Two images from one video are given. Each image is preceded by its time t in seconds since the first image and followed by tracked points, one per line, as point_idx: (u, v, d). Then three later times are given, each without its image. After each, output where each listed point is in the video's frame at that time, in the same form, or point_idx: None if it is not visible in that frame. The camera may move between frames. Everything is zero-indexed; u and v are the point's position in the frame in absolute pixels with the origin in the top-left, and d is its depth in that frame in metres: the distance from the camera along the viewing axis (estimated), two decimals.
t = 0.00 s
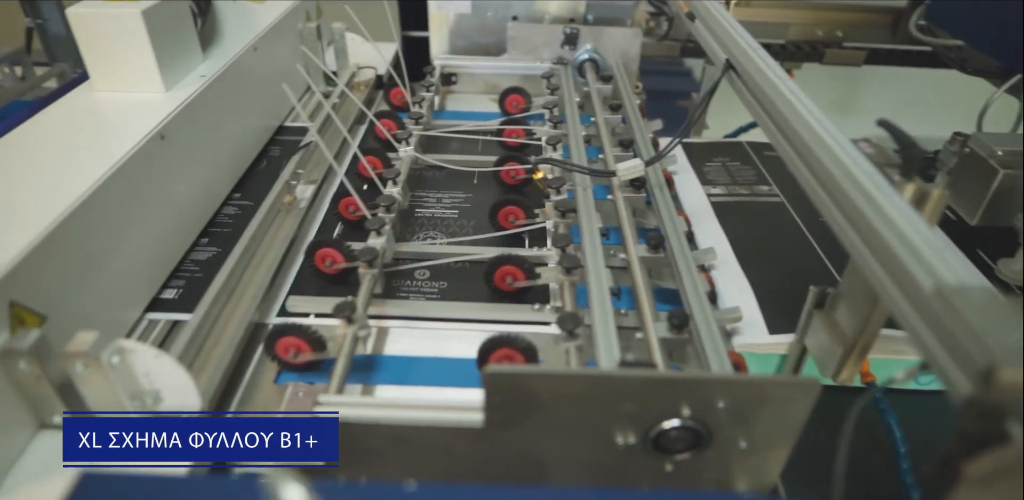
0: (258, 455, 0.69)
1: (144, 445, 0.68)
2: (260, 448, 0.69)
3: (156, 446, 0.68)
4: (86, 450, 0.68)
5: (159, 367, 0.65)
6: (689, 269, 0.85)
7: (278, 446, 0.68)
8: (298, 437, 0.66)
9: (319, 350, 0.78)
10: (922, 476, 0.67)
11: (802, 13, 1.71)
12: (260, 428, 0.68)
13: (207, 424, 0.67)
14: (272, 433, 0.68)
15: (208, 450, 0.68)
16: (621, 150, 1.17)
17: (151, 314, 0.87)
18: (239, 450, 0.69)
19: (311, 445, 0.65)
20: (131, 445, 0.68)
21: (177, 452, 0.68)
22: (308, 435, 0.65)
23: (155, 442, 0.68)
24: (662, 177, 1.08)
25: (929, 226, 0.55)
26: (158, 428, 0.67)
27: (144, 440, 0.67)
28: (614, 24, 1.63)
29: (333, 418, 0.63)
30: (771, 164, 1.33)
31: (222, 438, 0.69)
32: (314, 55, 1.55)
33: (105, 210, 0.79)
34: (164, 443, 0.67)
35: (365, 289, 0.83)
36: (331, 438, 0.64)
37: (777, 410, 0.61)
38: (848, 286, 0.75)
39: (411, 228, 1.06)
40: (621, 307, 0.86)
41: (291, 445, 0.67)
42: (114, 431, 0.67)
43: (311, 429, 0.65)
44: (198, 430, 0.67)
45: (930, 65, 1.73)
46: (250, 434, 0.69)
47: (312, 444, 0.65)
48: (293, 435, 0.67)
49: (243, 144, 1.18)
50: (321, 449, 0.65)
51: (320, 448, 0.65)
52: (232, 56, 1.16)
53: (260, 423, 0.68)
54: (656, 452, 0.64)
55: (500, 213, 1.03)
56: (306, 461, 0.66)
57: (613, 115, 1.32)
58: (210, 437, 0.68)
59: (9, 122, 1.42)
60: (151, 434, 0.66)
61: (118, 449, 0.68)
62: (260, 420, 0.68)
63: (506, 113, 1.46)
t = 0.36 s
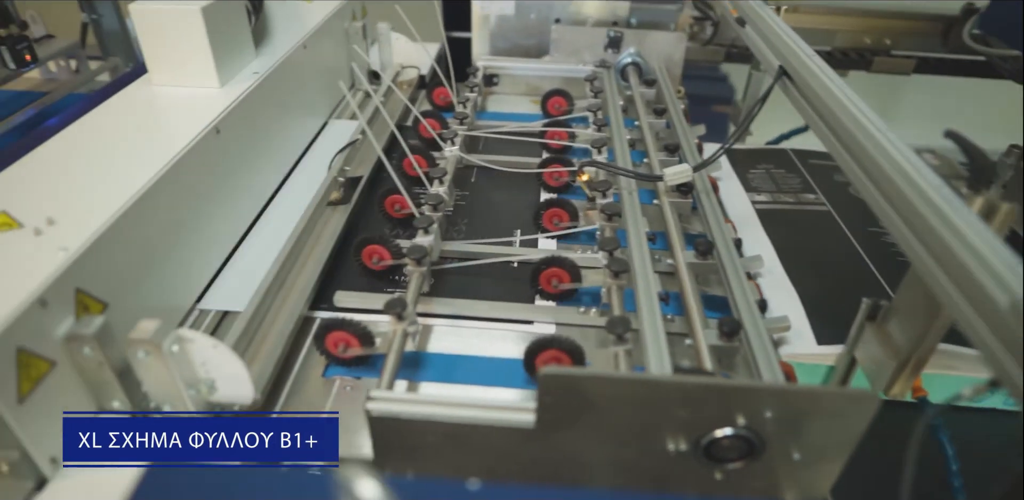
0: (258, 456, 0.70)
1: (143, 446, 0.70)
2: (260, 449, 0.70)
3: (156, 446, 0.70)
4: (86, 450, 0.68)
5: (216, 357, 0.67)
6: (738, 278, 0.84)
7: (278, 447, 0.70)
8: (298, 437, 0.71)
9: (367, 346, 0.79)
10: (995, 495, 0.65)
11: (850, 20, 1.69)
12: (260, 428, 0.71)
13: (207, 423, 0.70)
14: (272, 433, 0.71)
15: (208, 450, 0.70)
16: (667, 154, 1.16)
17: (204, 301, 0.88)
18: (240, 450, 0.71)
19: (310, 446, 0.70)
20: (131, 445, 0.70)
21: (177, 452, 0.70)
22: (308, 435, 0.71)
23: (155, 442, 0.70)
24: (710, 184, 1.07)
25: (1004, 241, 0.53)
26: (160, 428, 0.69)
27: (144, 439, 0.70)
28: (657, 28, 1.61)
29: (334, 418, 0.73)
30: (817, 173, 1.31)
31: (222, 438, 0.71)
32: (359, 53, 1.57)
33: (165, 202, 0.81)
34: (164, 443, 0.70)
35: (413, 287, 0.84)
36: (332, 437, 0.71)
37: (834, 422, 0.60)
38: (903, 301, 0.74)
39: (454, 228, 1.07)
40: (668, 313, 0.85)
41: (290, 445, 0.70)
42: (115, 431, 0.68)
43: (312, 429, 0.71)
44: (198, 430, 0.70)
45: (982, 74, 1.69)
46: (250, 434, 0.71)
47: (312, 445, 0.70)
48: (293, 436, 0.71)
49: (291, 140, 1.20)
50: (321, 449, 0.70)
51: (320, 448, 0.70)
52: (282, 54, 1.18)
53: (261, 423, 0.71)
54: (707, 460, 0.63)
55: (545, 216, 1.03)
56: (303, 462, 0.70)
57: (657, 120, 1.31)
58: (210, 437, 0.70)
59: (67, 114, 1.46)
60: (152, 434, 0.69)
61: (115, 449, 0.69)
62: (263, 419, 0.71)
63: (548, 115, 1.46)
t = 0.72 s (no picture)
0: (258, 455, 0.71)
1: (143, 446, 0.68)
2: (260, 448, 0.71)
3: (155, 446, 0.69)
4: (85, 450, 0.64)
5: (271, 349, 0.68)
6: (788, 288, 0.83)
7: (278, 447, 0.71)
8: (298, 437, 0.71)
9: (415, 344, 0.79)
10: None
11: (900, 28, 1.67)
12: (260, 428, 0.72)
13: (208, 423, 0.70)
14: (272, 433, 0.71)
15: (208, 450, 0.70)
16: (713, 161, 1.15)
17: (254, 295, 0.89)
18: (239, 450, 0.71)
19: (310, 446, 0.71)
20: (129, 446, 0.67)
21: (177, 452, 0.69)
22: (308, 435, 0.71)
23: (155, 442, 0.69)
24: (757, 192, 1.06)
25: None
26: (161, 427, 0.69)
27: (144, 440, 0.68)
28: (702, 33, 1.60)
29: (334, 418, 0.73)
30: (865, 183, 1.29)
31: (222, 438, 0.71)
32: (402, 54, 1.59)
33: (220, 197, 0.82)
34: (164, 444, 0.69)
35: (461, 287, 0.85)
36: (332, 436, 0.72)
37: (892, 439, 0.59)
38: (957, 318, 0.72)
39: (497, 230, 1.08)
40: (716, 321, 0.85)
41: (289, 445, 0.71)
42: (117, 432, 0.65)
43: (312, 428, 0.72)
44: (198, 430, 0.70)
45: None
46: (250, 434, 0.71)
47: (312, 445, 0.71)
48: (293, 435, 0.71)
49: (337, 139, 1.22)
50: (320, 449, 0.71)
51: (319, 447, 0.71)
52: (332, 54, 1.20)
53: (261, 423, 0.72)
54: (757, 470, 0.63)
55: (589, 219, 1.03)
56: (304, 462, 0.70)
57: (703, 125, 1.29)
58: (210, 437, 0.70)
59: (121, 108, 1.49)
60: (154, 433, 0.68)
61: (114, 450, 0.66)
62: (262, 419, 0.72)
63: (591, 119, 1.46)
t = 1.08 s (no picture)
0: (257, 455, 0.68)
1: (143, 446, 0.67)
2: (260, 448, 0.69)
3: (156, 447, 0.67)
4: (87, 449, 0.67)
5: (323, 345, 0.69)
6: (838, 299, 0.81)
7: (278, 447, 0.69)
8: (298, 437, 0.70)
9: (461, 344, 0.80)
10: None
11: (949, 38, 1.65)
12: (260, 429, 0.70)
13: (208, 423, 0.69)
14: (272, 433, 0.70)
15: (208, 450, 0.68)
16: (758, 168, 1.13)
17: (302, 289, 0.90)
18: (239, 451, 0.68)
19: (310, 446, 0.68)
20: (130, 446, 0.67)
21: (176, 452, 0.67)
22: (308, 435, 0.69)
23: (155, 443, 0.67)
24: (805, 202, 1.05)
25: None
26: (159, 427, 0.66)
27: (144, 440, 0.66)
28: (746, 40, 1.58)
29: (333, 417, 0.71)
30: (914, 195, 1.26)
31: (223, 438, 0.69)
32: (447, 58, 1.61)
33: (273, 193, 0.84)
34: (163, 443, 0.67)
35: (506, 289, 0.85)
36: (332, 435, 0.69)
37: (950, 457, 0.58)
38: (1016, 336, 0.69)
39: (540, 233, 1.08)
40: (764, 332, 0.84)
41: (289, 445, 0.69)
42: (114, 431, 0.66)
43: (311, 429, 0.70)
44: (198, 430, 0.68)
45: None
46: (251, 434, 0.70)
47: (312, 443, 0.68)
48: (293, 435, 0.70)
49: (383, 140, 1.24)
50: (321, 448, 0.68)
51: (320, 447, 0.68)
52: (380, 56, 1.22)
53: (262, 423, 0.71)
54: (809, 484, 0.62)
55: (633, 226, 1.03)
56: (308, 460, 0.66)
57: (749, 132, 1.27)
58: (210, 437, 0.69)
59: (173, 105, 1.53)
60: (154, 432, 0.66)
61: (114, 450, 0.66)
62: (264, 420, 0.71)
63: (634, 125, 1.46)
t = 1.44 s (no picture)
0: (258, 456, 0.69)
1: (143, 446, 0.69)
2: (260, 448, 0.70)
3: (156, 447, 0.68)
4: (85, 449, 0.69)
5: (371, 342, 0.70)
6: (887, 311, 0.80)
7: (278, 447, 0.69)
8: (298, 437, 0.70)
9: (503, 345, 0.81)
10: None
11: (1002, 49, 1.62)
12: (261, 429, 0.71)
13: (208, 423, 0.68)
14: (272, 433, 0.70)
15: (208, 450, 0.68)
16: (804, 178, 1.12)
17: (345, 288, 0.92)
18: (239, 451, 0.69)
19: (310, 446, 0.69)
20: (130, 446, 0.69)
21: (177, 452, 0.68)
22: (308, 435, 0.70)
23: (155, 443, 0.68)
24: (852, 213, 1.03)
25: None
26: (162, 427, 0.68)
27: (144, 440, 0.68)
28: (791, 48, 1.57)
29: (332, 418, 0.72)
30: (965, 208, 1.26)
31: (223, 438, 0.69)
32: (489, 61, 1.62)
33: (322, 192, 0.85)
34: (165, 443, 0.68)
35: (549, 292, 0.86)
36: (332, 436, 0.69)
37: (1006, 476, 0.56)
38: None
39: (581, 238, 1.09)
40: (809, 343, 0.84)
41: (289, 445, 0.69)
42: (115, 431, 0.69)
43: (311, 428, 0.70)
44: (198, 430, 0.68)
45: None
46: (251, 434, 0.70)
47: (311, 443, 0.68)
48: (293, 435, 0.70)
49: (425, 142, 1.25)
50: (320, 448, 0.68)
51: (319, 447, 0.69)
52: (426, 60, 1.23)
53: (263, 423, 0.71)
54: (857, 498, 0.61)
55: (676, 233, 1.03)
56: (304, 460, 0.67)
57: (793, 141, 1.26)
58: (210, 437, 0.69)
59: (221, 104, 1.57)
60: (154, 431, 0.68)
61: (114, 450, 0.69)
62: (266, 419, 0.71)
63: (675, 132, 1.46)
